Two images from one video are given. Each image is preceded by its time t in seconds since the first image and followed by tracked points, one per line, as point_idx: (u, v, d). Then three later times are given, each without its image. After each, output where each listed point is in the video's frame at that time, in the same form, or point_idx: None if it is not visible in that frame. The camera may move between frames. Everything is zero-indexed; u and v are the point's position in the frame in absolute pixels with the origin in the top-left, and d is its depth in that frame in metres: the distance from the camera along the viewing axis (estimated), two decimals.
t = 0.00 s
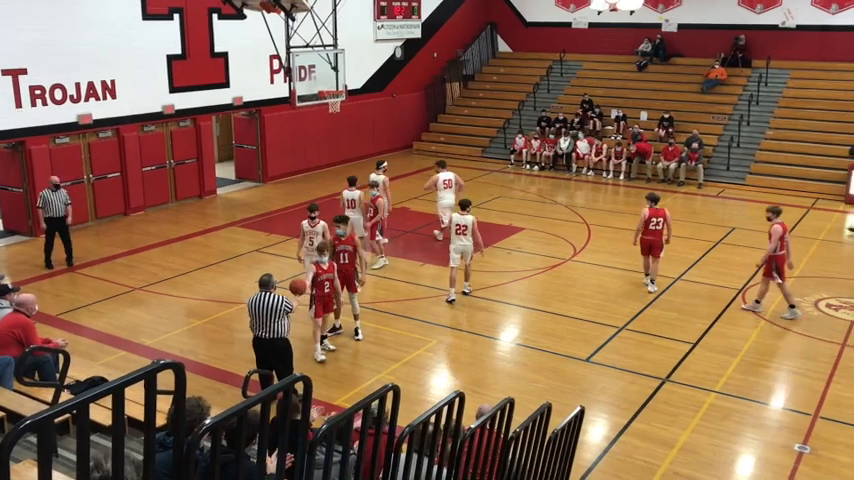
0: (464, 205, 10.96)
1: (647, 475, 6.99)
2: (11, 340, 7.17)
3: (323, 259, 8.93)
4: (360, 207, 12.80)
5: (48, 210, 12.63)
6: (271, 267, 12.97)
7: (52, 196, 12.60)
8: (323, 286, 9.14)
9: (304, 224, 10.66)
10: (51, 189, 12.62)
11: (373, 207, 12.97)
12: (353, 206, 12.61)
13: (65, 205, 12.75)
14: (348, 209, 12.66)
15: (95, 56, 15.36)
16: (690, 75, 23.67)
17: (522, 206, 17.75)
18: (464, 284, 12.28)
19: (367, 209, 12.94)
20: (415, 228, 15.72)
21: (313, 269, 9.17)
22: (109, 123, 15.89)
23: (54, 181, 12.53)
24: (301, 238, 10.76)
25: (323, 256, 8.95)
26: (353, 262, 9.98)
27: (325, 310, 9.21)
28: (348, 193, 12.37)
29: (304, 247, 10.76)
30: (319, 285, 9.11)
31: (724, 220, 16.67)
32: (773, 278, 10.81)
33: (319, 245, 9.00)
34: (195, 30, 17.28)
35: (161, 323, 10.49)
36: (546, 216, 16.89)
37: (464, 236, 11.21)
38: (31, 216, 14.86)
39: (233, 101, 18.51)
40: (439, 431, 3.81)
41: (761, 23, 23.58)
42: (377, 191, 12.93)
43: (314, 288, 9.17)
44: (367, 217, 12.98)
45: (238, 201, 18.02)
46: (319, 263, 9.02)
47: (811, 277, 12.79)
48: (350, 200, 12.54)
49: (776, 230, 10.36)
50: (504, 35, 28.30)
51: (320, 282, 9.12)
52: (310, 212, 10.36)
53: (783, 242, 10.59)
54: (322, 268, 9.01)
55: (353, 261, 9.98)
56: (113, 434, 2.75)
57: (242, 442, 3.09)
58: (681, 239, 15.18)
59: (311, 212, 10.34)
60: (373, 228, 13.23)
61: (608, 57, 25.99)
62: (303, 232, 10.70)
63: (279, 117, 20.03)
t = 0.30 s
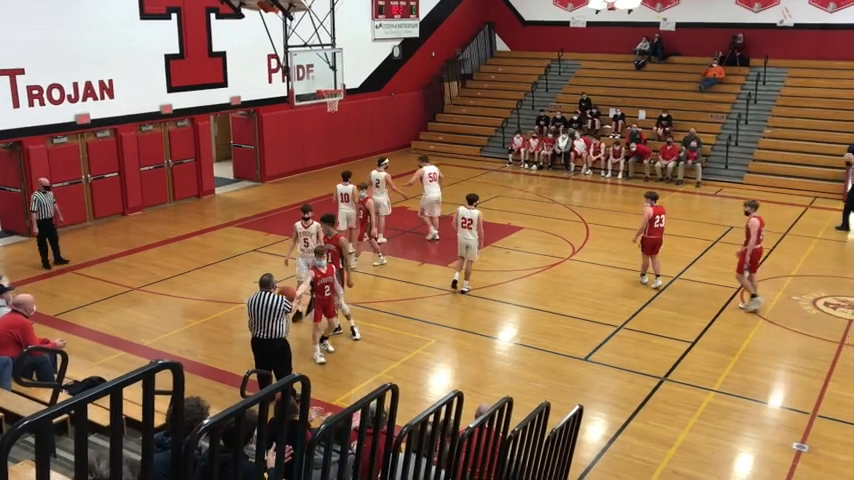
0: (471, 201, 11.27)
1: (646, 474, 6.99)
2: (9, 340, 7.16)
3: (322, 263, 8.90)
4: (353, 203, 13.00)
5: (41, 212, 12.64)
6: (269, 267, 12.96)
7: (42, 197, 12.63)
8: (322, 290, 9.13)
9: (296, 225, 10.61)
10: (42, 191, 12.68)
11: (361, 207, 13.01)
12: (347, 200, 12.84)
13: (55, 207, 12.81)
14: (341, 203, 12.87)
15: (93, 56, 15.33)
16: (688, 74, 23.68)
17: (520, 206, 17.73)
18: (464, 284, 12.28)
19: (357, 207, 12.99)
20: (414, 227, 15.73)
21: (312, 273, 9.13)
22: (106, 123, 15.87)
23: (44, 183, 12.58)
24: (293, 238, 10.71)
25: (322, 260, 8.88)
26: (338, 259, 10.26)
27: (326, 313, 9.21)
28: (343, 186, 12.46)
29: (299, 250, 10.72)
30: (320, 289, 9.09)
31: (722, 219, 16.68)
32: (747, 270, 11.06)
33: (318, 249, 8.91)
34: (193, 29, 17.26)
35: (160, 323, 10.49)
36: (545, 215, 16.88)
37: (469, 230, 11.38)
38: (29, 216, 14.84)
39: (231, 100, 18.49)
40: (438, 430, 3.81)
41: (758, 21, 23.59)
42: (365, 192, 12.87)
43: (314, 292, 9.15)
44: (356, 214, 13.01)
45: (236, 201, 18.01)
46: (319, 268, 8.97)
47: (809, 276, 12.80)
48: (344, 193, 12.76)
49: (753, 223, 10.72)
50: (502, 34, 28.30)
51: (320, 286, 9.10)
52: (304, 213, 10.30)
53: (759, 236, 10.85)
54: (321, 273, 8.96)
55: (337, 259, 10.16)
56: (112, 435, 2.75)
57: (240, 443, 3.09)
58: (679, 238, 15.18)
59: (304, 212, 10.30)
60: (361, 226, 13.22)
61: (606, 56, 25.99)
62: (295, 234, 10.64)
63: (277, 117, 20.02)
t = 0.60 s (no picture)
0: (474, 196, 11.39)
1: (645, 472, 7.00)
2: (8, 339, 7.15)
3: (329, 267, 8.79)
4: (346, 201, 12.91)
5: (38, 210, 12.55)
6: (268, 266, 12.96)
7: (35, 197, 12.55)
8: (328, 293, 9.04)
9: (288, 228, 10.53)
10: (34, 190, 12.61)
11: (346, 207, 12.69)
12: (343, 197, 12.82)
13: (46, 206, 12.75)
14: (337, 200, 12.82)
15: (90, 55, 15.30)
16: (686, 73, 23.69)
17: (520, 205, 17.73)
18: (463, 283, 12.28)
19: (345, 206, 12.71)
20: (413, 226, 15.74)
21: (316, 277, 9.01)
22: (105, 122, 15.85)
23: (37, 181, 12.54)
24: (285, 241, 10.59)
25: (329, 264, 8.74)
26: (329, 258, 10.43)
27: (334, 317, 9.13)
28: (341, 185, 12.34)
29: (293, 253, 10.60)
30: (326, 292, 8.99)
31: (720, 217, 16.69)
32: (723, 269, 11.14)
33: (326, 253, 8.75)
34: (191, 29, 17.25)
35: (158, 322, 10.48)
36: (544, 215, 16.87)
37: (473, 226, 11.56)
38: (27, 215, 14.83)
39: (229, 99, 18.46)
40: (437, 429, 3.80)
41: (757, 20, 23.59)
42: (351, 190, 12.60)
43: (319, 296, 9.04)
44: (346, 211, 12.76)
45: (235, 200, 18.00)
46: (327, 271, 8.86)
47: (807, 275, 12.80)
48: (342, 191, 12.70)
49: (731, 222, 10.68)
50: (500, 33, 28.28)
51: (326, 289, 9.00)
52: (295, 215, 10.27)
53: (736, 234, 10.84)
54: (328, 277, 8.84)
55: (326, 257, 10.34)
56: (111, 435, 2.75)
57: (239, 442, 3.09)
58: (678, 236, 15.19)
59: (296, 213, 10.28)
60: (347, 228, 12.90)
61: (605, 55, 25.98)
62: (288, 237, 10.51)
63: (276, 116, 20.01)
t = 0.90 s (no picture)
0: (482, 193, 11.35)
1: (643, 471, 7.01)
2: (7, 337, 7.15)
3: (347, 267, 8.71)
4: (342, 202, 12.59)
5: (26, 209, 12.43)
6: (267, 265, 12.96)
7: (25, 194, 12.45)
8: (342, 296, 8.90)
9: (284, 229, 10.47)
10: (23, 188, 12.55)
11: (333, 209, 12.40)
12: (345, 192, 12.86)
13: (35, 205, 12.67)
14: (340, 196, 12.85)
15: (90, 54, 15.31)
16: (686, 73, 23.70)
17: (518, 204, 17.74)
18: (462, 282, 12.28)
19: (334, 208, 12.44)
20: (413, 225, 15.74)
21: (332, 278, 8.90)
22: (104, 121, 15.84)
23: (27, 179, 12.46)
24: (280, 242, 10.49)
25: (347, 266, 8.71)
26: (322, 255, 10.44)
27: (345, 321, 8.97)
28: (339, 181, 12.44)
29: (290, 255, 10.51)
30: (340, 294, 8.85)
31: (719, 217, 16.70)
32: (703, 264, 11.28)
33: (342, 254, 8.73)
34: (190, 27, 17.24)
35: (157, 321, 10.48)
36: (544, 213, 16.89)
37: (479, 223, 11.67)
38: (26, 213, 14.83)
39: (228, 98, 18.46)
40: (435, 429, 3.81)
41: (756, 19, 23.60)
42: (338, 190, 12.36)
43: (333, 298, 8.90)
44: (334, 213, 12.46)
45: (234, 199, 17.99)
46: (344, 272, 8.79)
47: (806, 274, 12.82)
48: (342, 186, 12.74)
49: (710, 216, 10.90)
50: (499, 32, 28.28)
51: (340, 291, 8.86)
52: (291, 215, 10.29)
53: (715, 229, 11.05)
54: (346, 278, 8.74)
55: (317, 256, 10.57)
56: (109, 433, 2.75)
57: (237, 440, 3.10)
58: (677, 235, 15.21)
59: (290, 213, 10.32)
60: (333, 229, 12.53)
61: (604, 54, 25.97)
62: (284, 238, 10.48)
63: (275, 115, 20.01)
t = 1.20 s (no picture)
0: (491, 190, 11.33)
1: (642, 470, 7.01)
2: (6, 336, 7.15)
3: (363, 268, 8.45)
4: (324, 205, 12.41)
5: (16, 206, 12.53)
6: (266, 264, 12.95)
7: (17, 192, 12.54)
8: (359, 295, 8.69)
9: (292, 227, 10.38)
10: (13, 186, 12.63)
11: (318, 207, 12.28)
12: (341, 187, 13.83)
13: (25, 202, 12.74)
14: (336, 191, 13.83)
15: (90, 52, 15.31)
16: (686, 72, 23.69)
17: (518, 203, 17.71)
18: (462, 281, 12.27)
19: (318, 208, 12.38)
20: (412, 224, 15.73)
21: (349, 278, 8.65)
22: (104, 119, 15.83)
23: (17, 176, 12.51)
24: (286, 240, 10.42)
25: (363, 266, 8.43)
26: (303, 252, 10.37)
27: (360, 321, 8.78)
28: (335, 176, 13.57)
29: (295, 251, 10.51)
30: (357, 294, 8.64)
31: (719, 216, 16.70)
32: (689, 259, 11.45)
33: (356, 255, 8.43)
34: (190, 25, 17.22)
35: (157, 320, 10.47)
36: (544, 212, 16.88)
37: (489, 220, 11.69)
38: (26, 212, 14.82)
39: (228, 96, 18.44)
40: (434, 428, 3.81)
41: (757, 19, 23.58)
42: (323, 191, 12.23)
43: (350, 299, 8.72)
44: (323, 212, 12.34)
45: (233, 198, 17.97)
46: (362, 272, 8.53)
47: (806, 273, 12.83)
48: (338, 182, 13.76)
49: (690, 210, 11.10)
50: (499, 31, 28.27)
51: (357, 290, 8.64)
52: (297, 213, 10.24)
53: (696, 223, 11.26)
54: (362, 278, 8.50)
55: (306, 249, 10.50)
56: (108, 432, 2.75)
57: (236, 439, 3.10)
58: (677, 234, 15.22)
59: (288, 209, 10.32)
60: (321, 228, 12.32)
61: (604, 53, 25.95)
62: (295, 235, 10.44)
63: (274, 113, 20.00)
